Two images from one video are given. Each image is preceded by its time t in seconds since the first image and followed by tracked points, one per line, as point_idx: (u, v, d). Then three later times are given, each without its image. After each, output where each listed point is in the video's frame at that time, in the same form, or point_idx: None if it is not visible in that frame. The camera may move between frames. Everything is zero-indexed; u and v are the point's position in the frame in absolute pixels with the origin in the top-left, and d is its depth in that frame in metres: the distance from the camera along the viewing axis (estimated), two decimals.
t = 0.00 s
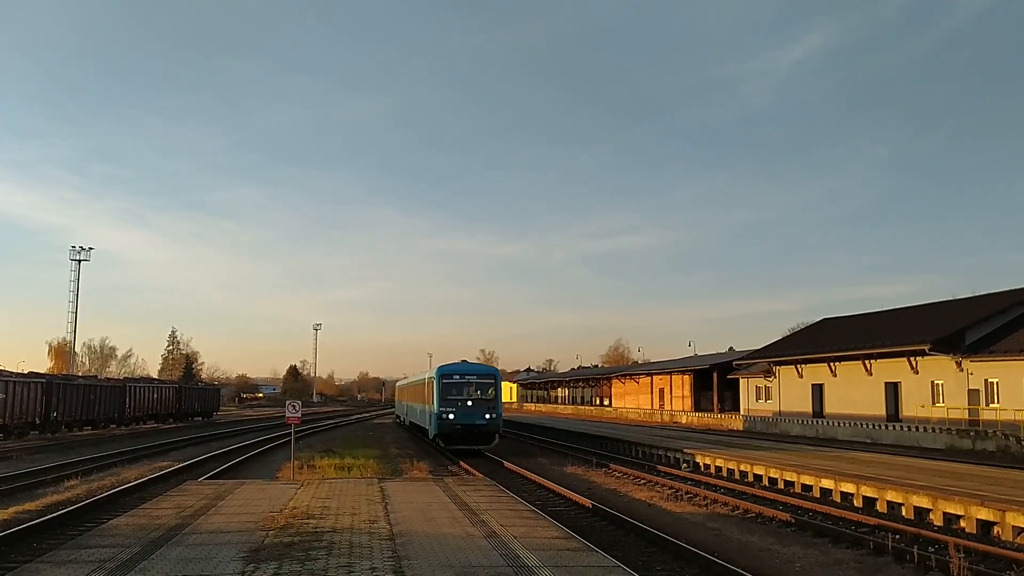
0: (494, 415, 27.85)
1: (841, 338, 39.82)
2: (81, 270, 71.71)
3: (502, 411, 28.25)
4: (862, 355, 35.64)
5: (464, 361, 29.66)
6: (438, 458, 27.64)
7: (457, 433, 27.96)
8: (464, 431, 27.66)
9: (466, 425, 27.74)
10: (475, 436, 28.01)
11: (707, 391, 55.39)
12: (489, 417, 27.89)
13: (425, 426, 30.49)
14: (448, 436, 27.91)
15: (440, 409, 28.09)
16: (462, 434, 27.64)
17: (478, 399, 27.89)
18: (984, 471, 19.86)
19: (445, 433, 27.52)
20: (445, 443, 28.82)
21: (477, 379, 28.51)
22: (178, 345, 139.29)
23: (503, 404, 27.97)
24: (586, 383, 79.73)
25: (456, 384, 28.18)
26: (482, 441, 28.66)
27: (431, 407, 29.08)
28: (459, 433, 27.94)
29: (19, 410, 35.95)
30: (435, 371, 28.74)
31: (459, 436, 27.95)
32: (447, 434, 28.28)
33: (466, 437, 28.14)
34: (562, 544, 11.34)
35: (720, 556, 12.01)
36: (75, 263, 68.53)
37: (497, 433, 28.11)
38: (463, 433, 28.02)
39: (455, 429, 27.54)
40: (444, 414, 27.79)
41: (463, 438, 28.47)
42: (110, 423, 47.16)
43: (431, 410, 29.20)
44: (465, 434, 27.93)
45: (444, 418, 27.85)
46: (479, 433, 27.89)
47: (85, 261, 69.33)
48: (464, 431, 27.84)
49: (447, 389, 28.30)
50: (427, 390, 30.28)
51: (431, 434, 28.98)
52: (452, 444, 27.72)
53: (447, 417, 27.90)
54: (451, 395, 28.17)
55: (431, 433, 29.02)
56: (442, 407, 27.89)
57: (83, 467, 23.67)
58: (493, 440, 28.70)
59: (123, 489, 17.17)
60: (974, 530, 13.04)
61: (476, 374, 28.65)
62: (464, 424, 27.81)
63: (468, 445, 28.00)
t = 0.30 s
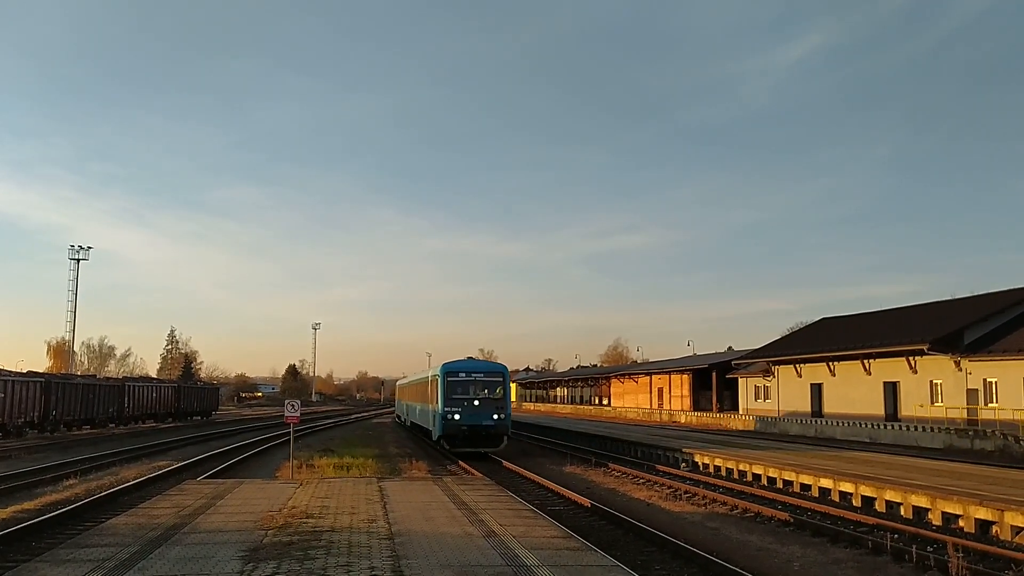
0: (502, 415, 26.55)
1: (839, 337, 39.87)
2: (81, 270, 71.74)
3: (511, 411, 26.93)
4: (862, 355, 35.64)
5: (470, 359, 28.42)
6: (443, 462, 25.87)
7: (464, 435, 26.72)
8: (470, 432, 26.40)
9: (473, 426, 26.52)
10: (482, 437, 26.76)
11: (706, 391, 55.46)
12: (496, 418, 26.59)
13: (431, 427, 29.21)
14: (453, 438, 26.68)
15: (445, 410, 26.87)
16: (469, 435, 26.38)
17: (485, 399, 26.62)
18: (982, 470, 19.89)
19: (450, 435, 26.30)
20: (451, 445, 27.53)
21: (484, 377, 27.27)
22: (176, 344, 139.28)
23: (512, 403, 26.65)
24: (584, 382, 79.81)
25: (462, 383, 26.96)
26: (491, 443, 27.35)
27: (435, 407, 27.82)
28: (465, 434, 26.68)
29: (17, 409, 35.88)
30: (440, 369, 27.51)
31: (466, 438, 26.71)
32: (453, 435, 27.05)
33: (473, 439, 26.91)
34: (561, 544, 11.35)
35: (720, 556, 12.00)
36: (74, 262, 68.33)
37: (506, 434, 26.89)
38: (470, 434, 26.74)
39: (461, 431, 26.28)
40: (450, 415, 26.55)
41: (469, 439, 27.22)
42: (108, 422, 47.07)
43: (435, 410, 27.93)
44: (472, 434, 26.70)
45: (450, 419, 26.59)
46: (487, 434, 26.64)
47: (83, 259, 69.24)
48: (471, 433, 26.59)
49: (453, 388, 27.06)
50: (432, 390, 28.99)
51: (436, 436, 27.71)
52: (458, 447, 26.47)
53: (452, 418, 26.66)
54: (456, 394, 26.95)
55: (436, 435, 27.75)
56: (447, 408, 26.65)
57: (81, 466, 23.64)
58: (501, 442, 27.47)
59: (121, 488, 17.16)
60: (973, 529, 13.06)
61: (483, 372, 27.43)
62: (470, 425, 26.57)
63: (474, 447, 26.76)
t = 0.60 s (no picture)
0: (514, 415, 24.11)
1: (839, 336, 39.86)
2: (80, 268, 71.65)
3: (523, 411, 24.52)
4: (861, 353, 35.64)
5: (480, 355, 26.00)
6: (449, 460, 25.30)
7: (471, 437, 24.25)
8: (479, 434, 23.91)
9: (481, 427, 24.01)
10: (492, 440, 24.26)
11: (705, 389, 55.45)
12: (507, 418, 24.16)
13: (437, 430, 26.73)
14: (460, 440, 24.20)
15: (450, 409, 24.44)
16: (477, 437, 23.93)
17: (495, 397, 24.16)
18: (982, 468, 19.88)
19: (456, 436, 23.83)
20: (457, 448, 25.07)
21: (494, 375, 24.86)
22: (176, 342, 139.11)
23: (524, 402, 24.22)
24: (583, 381, 79.83)
25: (469, 381, 24.50)
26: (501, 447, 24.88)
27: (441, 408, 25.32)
28: (473, 437, 24.23)
29: (16, 407, 35.86)
30: (445, 365, 25.10)
31: (474, 440, 24.25)
32: (458, 438, 24.49)
33: (481, 441, 24.39)
34: (560, 541, 11.34)
35: (719, 554, 12.03)
36: (73, 259, 68.30)
37: (517, 436, 24.41)
38: (478, 436, 24.28)
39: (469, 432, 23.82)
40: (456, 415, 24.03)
41: (477, 442, 24.72)
42: (108, 420, 47.04)
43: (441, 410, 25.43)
44: (480, 436, 24.18)
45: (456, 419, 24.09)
46: (496, 437, 24.16)
47: (83, 257, 69.05)
48: (479, 434, 24.12)
49: (460, 387, 24.61)
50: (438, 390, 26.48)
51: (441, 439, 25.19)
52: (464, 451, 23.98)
53: (459, 419, 24.10)
54: (463, 393, 24.46)
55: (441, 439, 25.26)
56: (452, 408, 24.15)
57: (80, 464, 23.70)
58: (512, 445, 24.99)
59: (121, 486, 17.14)
60: (972, 527, 13.08)
61: (493, 369, 24.99)
62: (478, 427, 24.06)
63: (482, 451, 24.26)
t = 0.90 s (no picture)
0: (524, 414, 22.60)
1: (838, 333, 39.84)
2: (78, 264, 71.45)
3: (534, 409, 22.98)
4: (860, 350, 35.66)
5: (489, 348, 24.50)
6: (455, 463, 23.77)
7: (480, 436, 22.81)
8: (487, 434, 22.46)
9: (489, 427, 22.56)
10: (501, 441, 22.80)
11: (704, 385, 55.42)
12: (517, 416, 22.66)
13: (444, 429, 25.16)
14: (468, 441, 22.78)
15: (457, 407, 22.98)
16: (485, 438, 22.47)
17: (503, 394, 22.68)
18: (980, 465, 19.89)
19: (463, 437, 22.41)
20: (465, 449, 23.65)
21: (503, 371, 23.36)
22: (175, 339, 138.93)
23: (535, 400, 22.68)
24: (583, 377, 79.79)
25: (477, 377, 23.04)
26: (512, 447, 23.39)
27: (446, 406, 23.86)
28: (481, 437, 22.81)
29: (16, 403, 35.88)
30: (451, 360, 23.69)
31: (482, 440, 22.81)
32: (465, 438, 23.07)
33: (490, 441, 22.91)
34: (560, 538, 11.35)
35: (717, 550, 12.02)
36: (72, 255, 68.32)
37: (528, 436, 22.95)
38: (487, 436, 22.85)
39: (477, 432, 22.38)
40: (462, 414, 22.57)
41: (486, 442, 23.26)
42: (107, 416, 47.06)
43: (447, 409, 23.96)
44: (489, 437, 22.74)
45: (461, 418, 22.62)
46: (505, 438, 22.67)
47: (82, 253, 68.84)
48: (488, 434, 22.67)
49: (466, 383, 23.14)
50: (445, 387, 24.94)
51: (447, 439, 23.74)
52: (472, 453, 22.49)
53: (466, 417, 22.64)
54: (470, 389, 23.04)
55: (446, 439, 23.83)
56: (459, 406, 22.72)
57: (79, 460, 23.71)
58: (522, 446, 23.54)
59: (120, 482, 17.17)
60: (970, 524, 13.10)
61: (502, 364, 23.53)
62: (486, 426, 22.58)
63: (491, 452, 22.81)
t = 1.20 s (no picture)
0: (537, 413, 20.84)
1: (838, 329, 39.81)
2: (76, 261, 71.47)
3: (547, 407, 21.25)
4: (858, 347, 35.69)
5: (498, 341, 22.69)
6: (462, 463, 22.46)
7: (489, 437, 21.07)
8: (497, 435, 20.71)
9: (500, 427, 20.79)
10: (512, 442, 21.06)
11: (703, 382, 55.41)
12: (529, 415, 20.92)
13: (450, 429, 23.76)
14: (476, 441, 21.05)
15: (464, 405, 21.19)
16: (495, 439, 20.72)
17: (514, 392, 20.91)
18: (979, 462, 19.91)
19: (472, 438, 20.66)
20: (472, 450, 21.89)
21: (514, 366, 21.56)
22: (174, 336, 138.82)
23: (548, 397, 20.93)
24: (582, 374, 79.78)
25: (485, 372, 21.28)
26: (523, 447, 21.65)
27: (453, 403, 22.07)
28: (491, 438, 21.07)
29: (15, 400, 35.88)
30: (457, 354, 21.90)
31: (492, 441, 21.07)
32: (473, 439, 21.33)
33: (500, 443, 21.18)
34: (559, 534, 11.37)
35: (716, 547, 12.02)
36: (71, 252, 68.38)
37: (541, 437, 21.20)
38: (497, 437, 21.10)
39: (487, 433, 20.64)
40: (469, 412, 20.82)
41: (496, 443, 21.49)
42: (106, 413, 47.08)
43: (453, 406, 22.19)
44: (498, 438, 21.00)
45: (469, 417, 20.85)
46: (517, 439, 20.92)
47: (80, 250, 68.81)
48: (498, 435, 20.92)
49: (474, 379, 21.35)
50: (451, 383, 23.16)
51: (453, 439, 21.98)
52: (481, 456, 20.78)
53: (474, 416, 20.88)
54: (479, 386, 21.27)
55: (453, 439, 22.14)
56: (466, 404, 20.94)
57: (78, 457, 23.69)
58: (535, 447, 21.79)
59: (120, 479, 17.18)
60: (968, 521, 13.12)
61: (513, 358, 21.73)
62: (496, 426, 20.81)
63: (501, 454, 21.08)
